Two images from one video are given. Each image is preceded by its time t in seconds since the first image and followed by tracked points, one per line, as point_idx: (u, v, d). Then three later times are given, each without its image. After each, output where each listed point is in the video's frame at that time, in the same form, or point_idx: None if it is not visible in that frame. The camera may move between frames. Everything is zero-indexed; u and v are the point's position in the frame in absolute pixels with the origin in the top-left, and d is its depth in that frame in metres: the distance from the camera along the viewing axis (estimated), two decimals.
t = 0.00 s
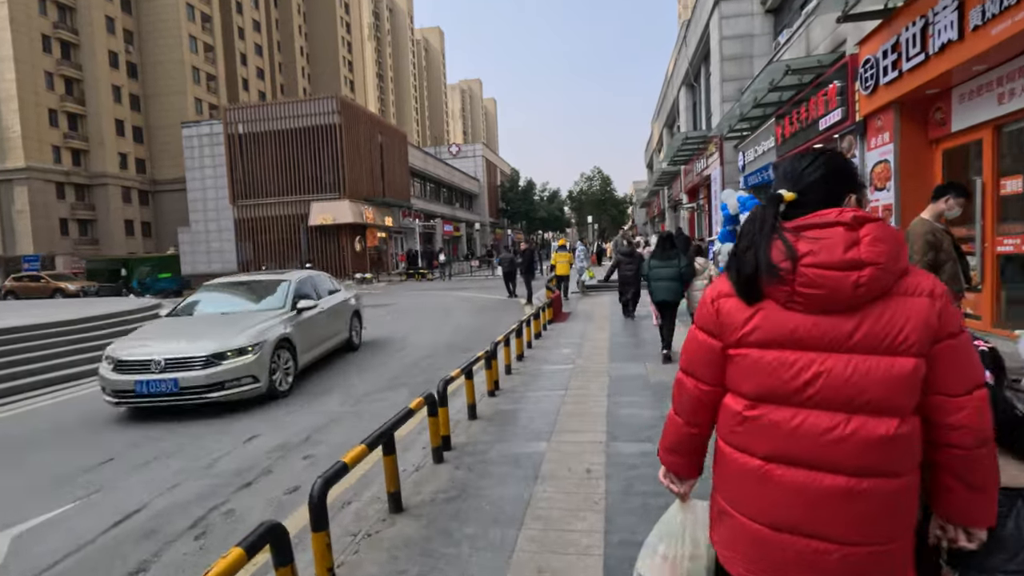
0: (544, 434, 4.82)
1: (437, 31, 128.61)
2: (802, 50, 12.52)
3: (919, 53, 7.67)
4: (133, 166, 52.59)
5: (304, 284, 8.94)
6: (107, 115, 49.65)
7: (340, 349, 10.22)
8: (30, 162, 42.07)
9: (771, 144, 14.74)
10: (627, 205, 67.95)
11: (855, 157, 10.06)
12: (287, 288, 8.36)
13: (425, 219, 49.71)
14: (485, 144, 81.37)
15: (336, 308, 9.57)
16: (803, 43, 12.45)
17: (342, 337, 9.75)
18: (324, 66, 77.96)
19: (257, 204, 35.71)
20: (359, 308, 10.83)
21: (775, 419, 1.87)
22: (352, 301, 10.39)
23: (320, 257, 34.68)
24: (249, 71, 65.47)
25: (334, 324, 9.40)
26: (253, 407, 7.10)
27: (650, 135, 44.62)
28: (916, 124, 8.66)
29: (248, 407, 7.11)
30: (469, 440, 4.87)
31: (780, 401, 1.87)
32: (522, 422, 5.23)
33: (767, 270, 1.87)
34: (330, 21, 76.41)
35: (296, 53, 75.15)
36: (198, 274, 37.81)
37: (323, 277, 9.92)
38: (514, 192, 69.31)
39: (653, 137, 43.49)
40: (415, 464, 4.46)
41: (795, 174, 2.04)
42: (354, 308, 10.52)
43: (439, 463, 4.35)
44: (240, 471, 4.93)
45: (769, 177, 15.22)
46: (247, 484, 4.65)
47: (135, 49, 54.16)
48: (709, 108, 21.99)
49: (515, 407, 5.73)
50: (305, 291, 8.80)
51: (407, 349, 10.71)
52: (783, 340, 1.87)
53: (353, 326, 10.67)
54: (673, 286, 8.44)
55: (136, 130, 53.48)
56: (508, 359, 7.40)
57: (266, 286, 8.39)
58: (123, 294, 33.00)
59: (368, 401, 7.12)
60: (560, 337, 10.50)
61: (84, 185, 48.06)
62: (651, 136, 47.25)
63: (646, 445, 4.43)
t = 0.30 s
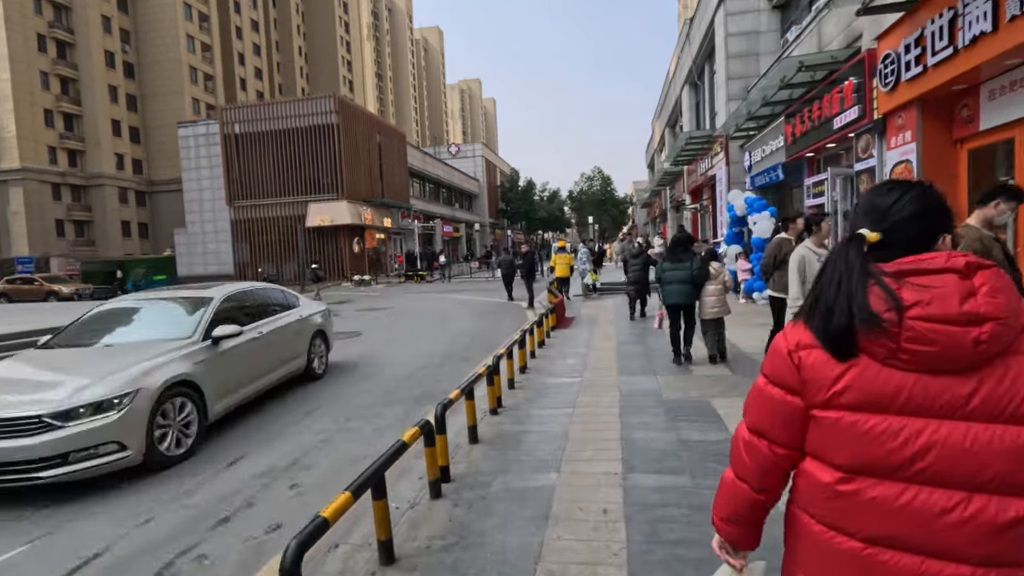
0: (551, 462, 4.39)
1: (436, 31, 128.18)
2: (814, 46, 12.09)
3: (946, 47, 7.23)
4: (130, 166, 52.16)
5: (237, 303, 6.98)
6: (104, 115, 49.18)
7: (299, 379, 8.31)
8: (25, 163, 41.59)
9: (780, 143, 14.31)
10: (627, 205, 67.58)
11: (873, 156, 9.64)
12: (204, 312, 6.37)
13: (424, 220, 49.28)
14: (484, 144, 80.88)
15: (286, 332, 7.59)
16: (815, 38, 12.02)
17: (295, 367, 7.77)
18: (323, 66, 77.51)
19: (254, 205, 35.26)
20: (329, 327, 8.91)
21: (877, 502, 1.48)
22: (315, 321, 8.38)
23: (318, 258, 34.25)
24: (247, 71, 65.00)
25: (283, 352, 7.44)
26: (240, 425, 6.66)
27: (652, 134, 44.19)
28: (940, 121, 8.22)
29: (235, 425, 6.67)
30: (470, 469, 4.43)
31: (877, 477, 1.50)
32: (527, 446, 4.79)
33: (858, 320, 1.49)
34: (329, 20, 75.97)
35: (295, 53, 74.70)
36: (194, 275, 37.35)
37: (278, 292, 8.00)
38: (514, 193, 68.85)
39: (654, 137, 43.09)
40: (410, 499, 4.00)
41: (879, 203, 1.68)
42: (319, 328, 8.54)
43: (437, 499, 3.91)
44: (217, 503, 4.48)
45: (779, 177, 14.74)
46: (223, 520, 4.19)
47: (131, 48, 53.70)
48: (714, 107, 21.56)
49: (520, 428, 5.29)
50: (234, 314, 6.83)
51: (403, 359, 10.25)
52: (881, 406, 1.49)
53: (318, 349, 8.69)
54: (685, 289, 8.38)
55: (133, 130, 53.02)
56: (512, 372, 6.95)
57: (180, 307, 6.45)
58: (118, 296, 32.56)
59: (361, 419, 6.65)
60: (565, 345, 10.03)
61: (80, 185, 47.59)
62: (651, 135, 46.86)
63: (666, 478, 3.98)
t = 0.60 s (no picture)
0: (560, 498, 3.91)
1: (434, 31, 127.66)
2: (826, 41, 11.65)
3: (978, 37, 6.77)
4: (125, 166, 51.58)
5: (105, 328, 5.15)
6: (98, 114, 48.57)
7: (219, 427, 6.40)
8: (18, 163, 40.97)
9: (788, 142, 13.85)
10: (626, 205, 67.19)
11: (891, 154, 9.19)
12: (42, 341, 4.57)
13: (422, 220, 48.74)
14: (482, 144, 80.35)
15: (190, 368, 5.73)
16: (827, 32, 11.57)
17: (204, 415, 5.88)
18: (321, 65, 76.90)
19: (250, 205, 34.71)
20: (268, 358, 7.06)
21: (982, 557, 1.30)
22: (243, 349, 6.56)
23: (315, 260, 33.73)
24: (244, 70, 64.38)
25: (180, 396, 5.56)
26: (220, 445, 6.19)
27: (653, 133, 43.69)
28: (966, 117, 7.78)
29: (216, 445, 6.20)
30: (467, 504, 3.96)
31: (980, 529, 1.30)
32: (530, 476, 4.32)
33: (949, 354, 1.29)
34: (326, 19, 75.42)
35: (292, 52, 74.08)
36: (189, 277, 36.76)
37: (191, 312, 6.21)
38: (513, 193, 68.29)
39: (654, 136, 42.64)
40: (400, 543, 3.54)
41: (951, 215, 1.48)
42: (247, 360, 6.66)
43: (429, 545, 3.43)
44: (185, 543, 4.02)
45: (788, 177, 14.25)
46: (190, 564, 3.73)
47: (126, 47, 53.11)
48: (718, 105, 21.10)
49: (522, 453, 4.82)
50: (98, 347, 5.00)
51: (398, 367, 9.77)
52: (975, 449, 1.29)
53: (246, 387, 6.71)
54: (702, 297, 8.61)
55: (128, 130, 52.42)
56: (514, 386, 6.47)
57: (8, 335, 4.64)
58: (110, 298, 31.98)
59: (350, 438, 6.18)
60: (568, 352, 9.57)
61: (74, 186, 46.97)
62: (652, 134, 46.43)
63: (690, 519, 3.51)
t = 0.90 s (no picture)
0: (555, 535, 3.46)
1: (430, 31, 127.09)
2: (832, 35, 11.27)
3: (1001, 26, 6.35)
4: (117, 166, 50.92)
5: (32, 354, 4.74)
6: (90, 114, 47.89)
7: (42, 523, 4.40)
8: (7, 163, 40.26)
9: (792, 140, 13.46)
10: (623, 205, 66.86)
11: (902, 153, 8.80)
12: None
13: (417, 221, 48.24)
14: (479, 143, 79.79)
15: None
16: (833, 26, 11.17)
17: None
18: (316, 65, 76.21)
19: (241, 206, 34.18)
20: (129, 410, 5.11)
21: None
22: (75, 405, 4.61)
23: (308, 261, 33.21)
24: (238, 70, 63.71)
25: None
26: (191, 465, 5.74)
27: (650, 133, 43.33)
28: (984, 112, 7.38)
29: (187, 465, 5.75)
30: (451, 541, 3.51)
31: None
32: (523, 507, 3.88)
33: None
34: (321, 19, 74.76)
35: (287, 52, 73.41)
36: (180, 279, 36.18)
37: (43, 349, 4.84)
38: (509, 193, 67.83)
39: (652, 135, 42.30)
40: None
41: None
42: (87, 419, 4.69)
43: None
44: None
45: (792, 176, 13.81)
46: None
47: (118, 46, 52.43)
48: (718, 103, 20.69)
49: (516, 478, 4.37)
50: None
51: (388, 374, 9.33)
52: None
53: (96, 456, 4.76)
54: (711, 295, 8.57)
55: (120, 130, 51.76)
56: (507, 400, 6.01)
57: None
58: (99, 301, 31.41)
59: (330, 455, 5.73)
60: (566, 358, 9.13)
61: (65, 186, 46.26)
62: (649, 133, 46.06)
63: (704, 561, 3.09)
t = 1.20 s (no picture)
0: None
1: (426, 30, 126.48)
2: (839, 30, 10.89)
3: None
4: (108, 166, 50.19)
5: None
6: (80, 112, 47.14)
7: None
8: None
9: (796, 140, 13.07)
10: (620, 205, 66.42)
11: (914, 152, 8.41)
12: None
13: (412, 221, 47.72)
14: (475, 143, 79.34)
15: None
16: (839, 20, 10.79)
17: None
18: (311, 63, 75.50)
19: (233, 206, 33.60)
20: None
21: None
22: None
23: (300, 262, 32.69)
24: (231, 68, 63.01)
25: None
26: (155, 491, 5.26)
27: (648, 132, 42.95)
28: (1005, 109, 6.98)
29: (150, 492, 5.27)
30: None
31: None
32: (516, 551, 3.44)
33: None
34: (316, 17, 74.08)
35: (281, 50, 72.72)
36: (171, 280, 35.54)
37: None
38: (506, 193, 67.34)
39: (649, 135, 41.92)
40: None
41: None
42: None
43: None
44: None
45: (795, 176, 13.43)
46: None
47: (109, 44, 51.74)
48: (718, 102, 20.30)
49: (506, 514, 3.92)
50: None
51: (377, 385, 8.87)
52: None
53: None
54: (714, 303, 8.16)
55: (111, 128, 51.02)
56: (499, 418, 5.57)
57: None
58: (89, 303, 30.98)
59: (307, 480, 5.26)
60: (563, 368, 8.70)
61: (54, 186, 45.49)
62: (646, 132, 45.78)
63: None
